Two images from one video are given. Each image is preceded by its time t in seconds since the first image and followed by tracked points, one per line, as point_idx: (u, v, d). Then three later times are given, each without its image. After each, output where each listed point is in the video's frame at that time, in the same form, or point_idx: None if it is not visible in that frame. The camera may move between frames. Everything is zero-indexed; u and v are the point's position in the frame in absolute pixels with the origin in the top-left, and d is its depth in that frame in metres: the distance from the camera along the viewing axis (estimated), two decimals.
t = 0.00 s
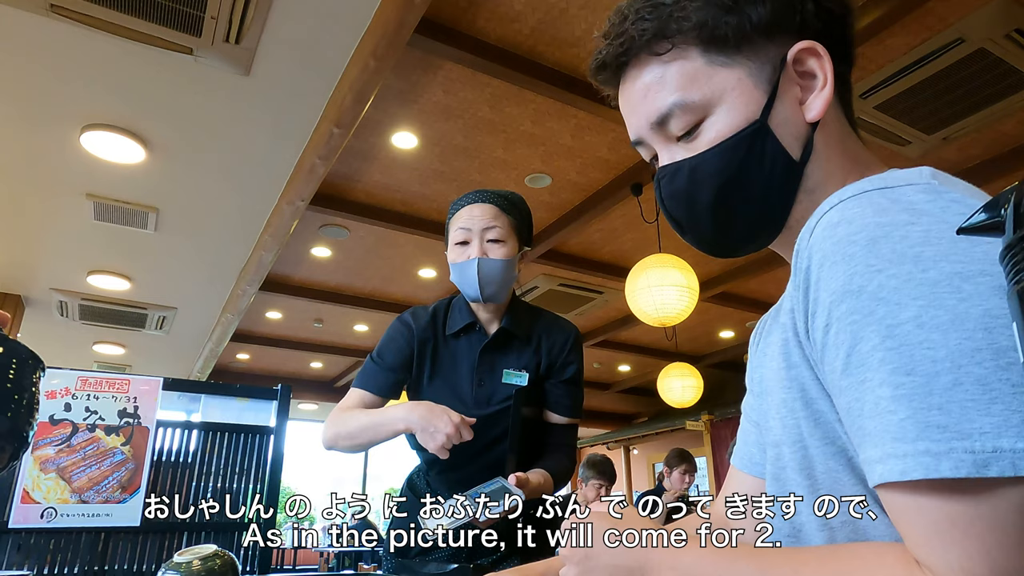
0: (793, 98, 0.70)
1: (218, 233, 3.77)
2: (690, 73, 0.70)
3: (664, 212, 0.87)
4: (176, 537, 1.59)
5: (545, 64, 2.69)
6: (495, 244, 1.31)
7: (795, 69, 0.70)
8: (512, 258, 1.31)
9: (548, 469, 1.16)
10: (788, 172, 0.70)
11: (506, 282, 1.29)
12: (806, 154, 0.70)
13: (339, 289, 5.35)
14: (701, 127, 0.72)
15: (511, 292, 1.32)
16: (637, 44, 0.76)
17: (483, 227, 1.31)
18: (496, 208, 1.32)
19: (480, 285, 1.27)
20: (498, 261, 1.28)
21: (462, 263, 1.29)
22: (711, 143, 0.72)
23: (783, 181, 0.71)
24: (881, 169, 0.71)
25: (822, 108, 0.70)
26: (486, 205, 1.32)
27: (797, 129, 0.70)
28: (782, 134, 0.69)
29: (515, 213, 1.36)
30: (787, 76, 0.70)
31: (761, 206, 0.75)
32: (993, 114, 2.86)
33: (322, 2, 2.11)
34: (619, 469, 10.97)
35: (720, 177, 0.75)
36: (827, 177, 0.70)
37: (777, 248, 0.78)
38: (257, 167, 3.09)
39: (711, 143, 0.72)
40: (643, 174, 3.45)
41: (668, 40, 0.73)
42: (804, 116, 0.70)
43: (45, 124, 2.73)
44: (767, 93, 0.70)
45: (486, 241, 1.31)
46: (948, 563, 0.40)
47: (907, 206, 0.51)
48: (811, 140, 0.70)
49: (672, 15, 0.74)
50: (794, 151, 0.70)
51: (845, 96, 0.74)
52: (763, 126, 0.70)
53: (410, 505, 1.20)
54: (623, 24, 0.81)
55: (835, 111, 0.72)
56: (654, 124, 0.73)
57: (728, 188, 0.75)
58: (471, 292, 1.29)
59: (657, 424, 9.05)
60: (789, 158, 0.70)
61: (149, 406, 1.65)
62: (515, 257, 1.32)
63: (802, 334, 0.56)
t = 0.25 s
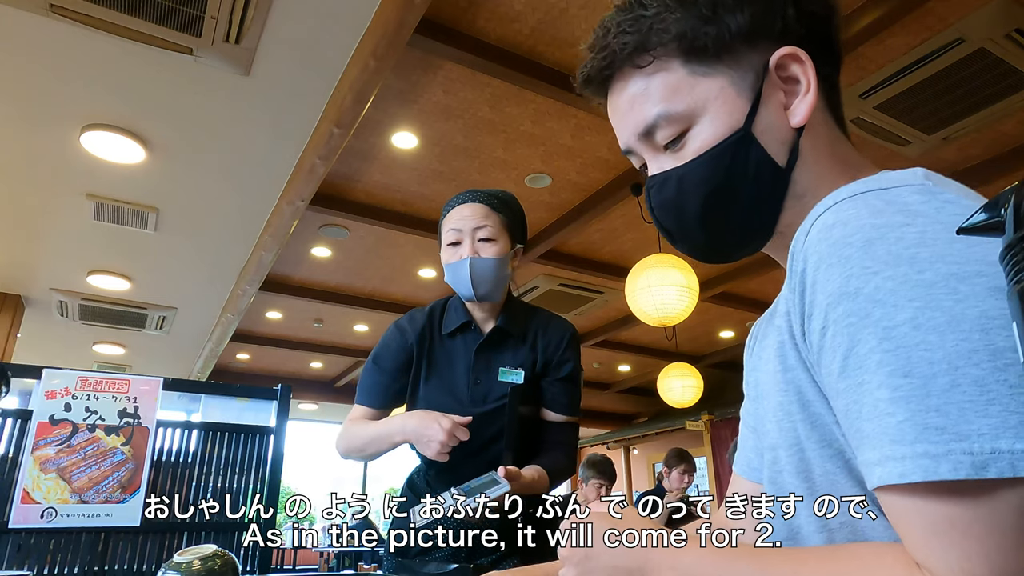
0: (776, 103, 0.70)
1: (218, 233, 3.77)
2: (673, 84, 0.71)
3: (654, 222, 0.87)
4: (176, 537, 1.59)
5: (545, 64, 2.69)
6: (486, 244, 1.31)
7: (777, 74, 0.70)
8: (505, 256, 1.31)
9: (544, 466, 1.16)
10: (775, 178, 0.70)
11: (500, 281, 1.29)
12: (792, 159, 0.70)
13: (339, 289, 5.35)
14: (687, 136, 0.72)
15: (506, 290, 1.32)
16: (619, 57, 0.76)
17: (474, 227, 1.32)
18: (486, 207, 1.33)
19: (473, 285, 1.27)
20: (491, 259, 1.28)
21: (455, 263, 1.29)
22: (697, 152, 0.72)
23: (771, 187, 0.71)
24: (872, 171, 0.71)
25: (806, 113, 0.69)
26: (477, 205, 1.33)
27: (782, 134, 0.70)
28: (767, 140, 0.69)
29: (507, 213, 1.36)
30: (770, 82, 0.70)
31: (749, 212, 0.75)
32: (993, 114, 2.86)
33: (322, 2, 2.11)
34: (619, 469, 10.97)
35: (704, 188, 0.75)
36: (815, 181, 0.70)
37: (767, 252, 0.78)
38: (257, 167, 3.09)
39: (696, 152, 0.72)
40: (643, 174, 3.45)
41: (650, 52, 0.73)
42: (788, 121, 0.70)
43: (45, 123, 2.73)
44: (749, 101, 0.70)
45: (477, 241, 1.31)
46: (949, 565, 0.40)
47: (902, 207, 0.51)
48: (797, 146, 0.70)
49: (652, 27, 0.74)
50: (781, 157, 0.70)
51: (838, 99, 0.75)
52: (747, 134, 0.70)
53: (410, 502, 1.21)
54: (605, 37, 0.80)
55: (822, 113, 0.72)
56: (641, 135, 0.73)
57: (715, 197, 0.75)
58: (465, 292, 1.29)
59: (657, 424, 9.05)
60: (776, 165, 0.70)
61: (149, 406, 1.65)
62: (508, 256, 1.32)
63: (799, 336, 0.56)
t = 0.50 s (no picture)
0: (760, 110, 0.69)
1: (218, 233, 3.77)
2: (657, 92, 0.71)
3: (643, 229, 0.87)
4: (176, 537, 1.59)
5: (545, 64, 2.68)
6: (482, 243, 1.31)
7: (761, 80, 0.69)
8: (500, 256, 1.31)
9: (539, 464, 1.15)
10: (759, 185, 0.70)
11: (495, 280, 1.28)
12: (777, 166, 0.70)
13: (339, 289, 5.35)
14: (673, 144, 0.72)
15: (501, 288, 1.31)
16: (604, 68, 0.77)
17: (468, 227, 1.32)
18: (480, 207, 1.33)
19: (468, 284, 1.27)
20: (486, 259, 1.28)
21: (450, 263, 1.29)
22: (683, 160, 0.72)
23: (757, 193, 0.71)
24: (863, 174, 0.71)
25: (789, 120, 0.69)
26: (472, 205, 1.33)
27: (766, 141, 0.69)
28: (750, 148, 0.69)
29: (502, 212, 1.36)
30: (753, 89, 0.70)
31: (737, 216, 0.74)
32: (993, 114, 2.86)
33: (322, 2, 2.11)
34: (619, 469, 10.98)
35: (690, 194, 0.75)
36: (804, 186, 0.69)
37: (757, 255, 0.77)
38: (257, 167, 3.09)
39: (682, 160, 0.72)
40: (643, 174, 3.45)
41: (634, 62, 0.74)
42: (772, 128, 0.69)
43: (46, 123, 2.73)
44: (732, 108, 0.70)
45: (472, 241, 1.31)
46: (945, 566, 0.40)
47: (888, 212, 0.51)
48: (781, 153, 0.70)
49: (636, 37, 0.74)
50: (764, 165, 0.70)
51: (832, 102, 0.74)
52: (731, 141, 0.70)
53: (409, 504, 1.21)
54: (592, 47, 0.81)
55: (814, 116, 0.71)
56: (627, 143, 0.73)
57: (701, 204, 0.76)
58: (461, 291, 1.29)
59: (657, 424, 9.05)
60: (760, 172, 0.70)
61: (149, 406, 1.66)
62: (503, 255, 1.31)
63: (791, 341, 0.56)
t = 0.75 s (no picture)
0: (753, 113, 0.69)
1: (218, 233, 3.77)
2: (650, 94, 0.71)
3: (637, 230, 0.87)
4: (176, 537, 1.59)
5: (545, 64, 2.68)
6: (480, 243, 1.31)
7: (754, 83, 0.69)
8: (497, 254, 1.31)
9: (539, 463, 1.14)
10: (752, 188, 0.70)
11: (493, 280, 1.28)
12: (770, 168, 0.69)
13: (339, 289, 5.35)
14: (667, 145, 0.72)
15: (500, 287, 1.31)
16: (598, 70, 0.77)
17: (466, 227, 1.32)
18: (478, 206, 1.33)
19: (466, 284, 1.27)
20: (485, 258, 1.28)
21: (448, 263, 1.29)
22: (677, 161, 0.73)
23: (749, 197, 0.71)
24: (860, 176, 0.70)
25: (782, 123, 0.68)
26: (470, 204, 1.33)
27: (758, 145, 0.69)
28: (743, 151, 0.69)
29: (501, 211, 1.36)
30: (746, 92, 0.69)
31: (728, 219, 0.74)
32: (993, 114, 2.86)
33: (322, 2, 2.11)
34: (619, 469, 10.98)
35: (683, 195, 0.75)
36: (793, 189, 0.69)
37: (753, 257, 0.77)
38: (257, 167, 3.09)
39: (676, 161, 0.73)
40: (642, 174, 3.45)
41: (628, 64, 0.74)
42: (764, 131, 0.69)
43: (46, 123, 2.73)
44: (726, 110, 0.69)
45: (470, 241, 1.31)
46: (942, 567, 0.40)
47: (875, 216, 0.51)
48: (774, 157, 0.69)
49: (630, 40, 0.74)
50: (757, 167, 0.69)
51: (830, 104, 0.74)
52: (724, 144, 0.70)
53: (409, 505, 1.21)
54: (586, 49, 0.82)
55: (813, 116, 0.71)
56: (622, 144, 0.74)
57: (695, 205, 0.76)
58: (458, 290, 1.29)
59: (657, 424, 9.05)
60: (752, 174, 0.69)
61: (149, 406, 1.66)
62: (501, 254, 1.31)
63: (783, 345, 0.56)
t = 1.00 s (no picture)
0: (752, 110, 0.69)
1: (218, 233, 3.77)
2: (650, 90, 0.71)
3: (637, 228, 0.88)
4: (176, 537, 1.59)
5: (544, 64, 2.68)
6: (479, 241, 1.31)
7: (754, 82, 0.69)
8: (496, 253, 1.31)
9: (541, 462, 1.13)
10: (750, 186, 0.70)
11: (493, 278, 1.28)
12: (768, 167, 0.69)
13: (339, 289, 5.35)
14: (666, 141, 0.72)
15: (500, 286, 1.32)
16: (601, 65, 0.78)
17: (465, 225, 1.31)
18: (478, 205, 1.33)
19: (466, 282, 1.27)
20: (483, 257, 1.28)
21: (448, 262, 1.29)
22: (676, 157, 0.73)
23: (748, 196, 0.71)
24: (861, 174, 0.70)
25: (782, 121, 0.68)
26: (467, 203, 1.33)
27: (757, 143, 0.69)
28: (741, 148, 0.69)
29: (501, 211, 1.36)
30: (746, 89, 0.69)
31: (727, 218, 0.74)
32: (993, 114, 2.86)
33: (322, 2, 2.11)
34: (619, 469, 10.99)
35: (683, 191, 0.75)
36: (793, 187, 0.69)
37: (754, 256, 0.77)
38: (257, 167, 3.09)
39: (676, 157, 0.73)
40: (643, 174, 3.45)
41: (629, 60, 0.74)
42: (764, 129, 0.69)
43: (46, 123, 2.73)
44: (725, 107, 0.69)
45: (470, 239, 1.31)
46: (942, 567, 0.40)
47: (874, 216, 0.51)
48: (773, 155, 0.69)
49: (632, 35, 0.74)
50: (755, 165, 0.69)
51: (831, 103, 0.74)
52: (722, 141, 0.70)
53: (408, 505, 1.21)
54: (589, 44, 0.82)
55: (815, 115, 0.71)
56: (623, 139, 0.74)
57: (694, 201, 0.76)
58: (456, 288, 1.30)
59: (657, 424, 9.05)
60: (749, 172, 0.69)
61: (149, 406, 1.66)
62: (500, 254, 1.31)
63: (783, 345, 0.56)
